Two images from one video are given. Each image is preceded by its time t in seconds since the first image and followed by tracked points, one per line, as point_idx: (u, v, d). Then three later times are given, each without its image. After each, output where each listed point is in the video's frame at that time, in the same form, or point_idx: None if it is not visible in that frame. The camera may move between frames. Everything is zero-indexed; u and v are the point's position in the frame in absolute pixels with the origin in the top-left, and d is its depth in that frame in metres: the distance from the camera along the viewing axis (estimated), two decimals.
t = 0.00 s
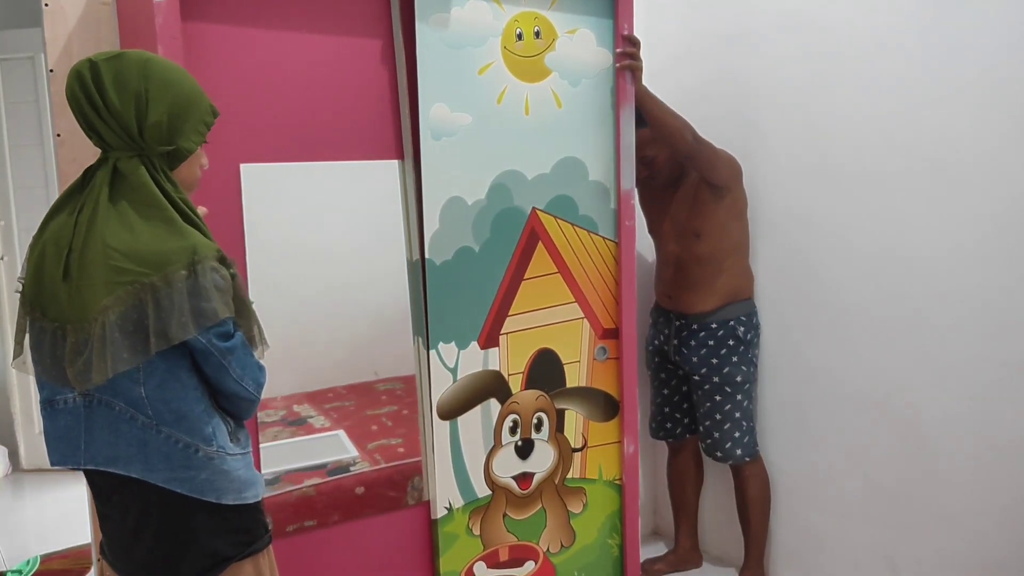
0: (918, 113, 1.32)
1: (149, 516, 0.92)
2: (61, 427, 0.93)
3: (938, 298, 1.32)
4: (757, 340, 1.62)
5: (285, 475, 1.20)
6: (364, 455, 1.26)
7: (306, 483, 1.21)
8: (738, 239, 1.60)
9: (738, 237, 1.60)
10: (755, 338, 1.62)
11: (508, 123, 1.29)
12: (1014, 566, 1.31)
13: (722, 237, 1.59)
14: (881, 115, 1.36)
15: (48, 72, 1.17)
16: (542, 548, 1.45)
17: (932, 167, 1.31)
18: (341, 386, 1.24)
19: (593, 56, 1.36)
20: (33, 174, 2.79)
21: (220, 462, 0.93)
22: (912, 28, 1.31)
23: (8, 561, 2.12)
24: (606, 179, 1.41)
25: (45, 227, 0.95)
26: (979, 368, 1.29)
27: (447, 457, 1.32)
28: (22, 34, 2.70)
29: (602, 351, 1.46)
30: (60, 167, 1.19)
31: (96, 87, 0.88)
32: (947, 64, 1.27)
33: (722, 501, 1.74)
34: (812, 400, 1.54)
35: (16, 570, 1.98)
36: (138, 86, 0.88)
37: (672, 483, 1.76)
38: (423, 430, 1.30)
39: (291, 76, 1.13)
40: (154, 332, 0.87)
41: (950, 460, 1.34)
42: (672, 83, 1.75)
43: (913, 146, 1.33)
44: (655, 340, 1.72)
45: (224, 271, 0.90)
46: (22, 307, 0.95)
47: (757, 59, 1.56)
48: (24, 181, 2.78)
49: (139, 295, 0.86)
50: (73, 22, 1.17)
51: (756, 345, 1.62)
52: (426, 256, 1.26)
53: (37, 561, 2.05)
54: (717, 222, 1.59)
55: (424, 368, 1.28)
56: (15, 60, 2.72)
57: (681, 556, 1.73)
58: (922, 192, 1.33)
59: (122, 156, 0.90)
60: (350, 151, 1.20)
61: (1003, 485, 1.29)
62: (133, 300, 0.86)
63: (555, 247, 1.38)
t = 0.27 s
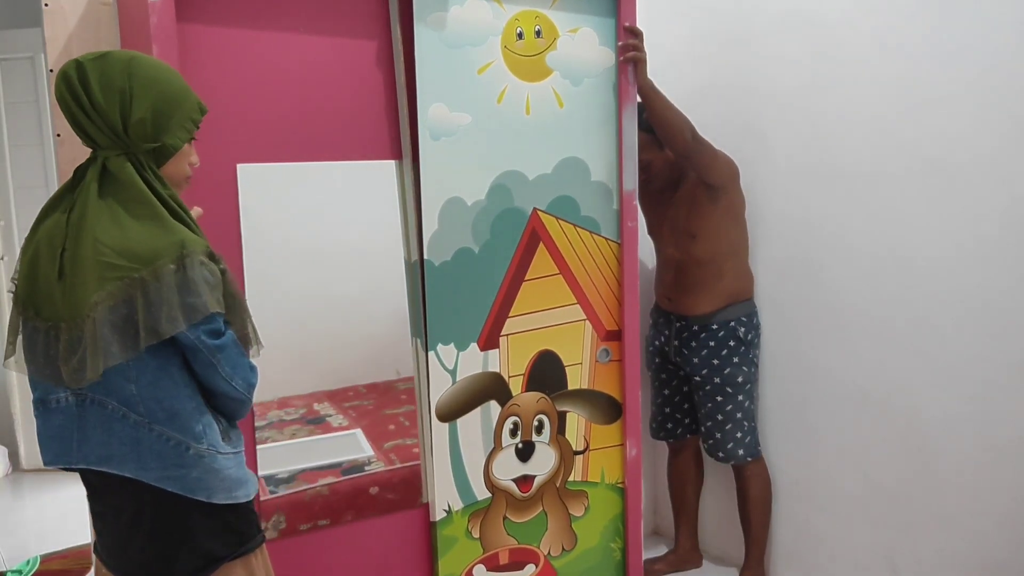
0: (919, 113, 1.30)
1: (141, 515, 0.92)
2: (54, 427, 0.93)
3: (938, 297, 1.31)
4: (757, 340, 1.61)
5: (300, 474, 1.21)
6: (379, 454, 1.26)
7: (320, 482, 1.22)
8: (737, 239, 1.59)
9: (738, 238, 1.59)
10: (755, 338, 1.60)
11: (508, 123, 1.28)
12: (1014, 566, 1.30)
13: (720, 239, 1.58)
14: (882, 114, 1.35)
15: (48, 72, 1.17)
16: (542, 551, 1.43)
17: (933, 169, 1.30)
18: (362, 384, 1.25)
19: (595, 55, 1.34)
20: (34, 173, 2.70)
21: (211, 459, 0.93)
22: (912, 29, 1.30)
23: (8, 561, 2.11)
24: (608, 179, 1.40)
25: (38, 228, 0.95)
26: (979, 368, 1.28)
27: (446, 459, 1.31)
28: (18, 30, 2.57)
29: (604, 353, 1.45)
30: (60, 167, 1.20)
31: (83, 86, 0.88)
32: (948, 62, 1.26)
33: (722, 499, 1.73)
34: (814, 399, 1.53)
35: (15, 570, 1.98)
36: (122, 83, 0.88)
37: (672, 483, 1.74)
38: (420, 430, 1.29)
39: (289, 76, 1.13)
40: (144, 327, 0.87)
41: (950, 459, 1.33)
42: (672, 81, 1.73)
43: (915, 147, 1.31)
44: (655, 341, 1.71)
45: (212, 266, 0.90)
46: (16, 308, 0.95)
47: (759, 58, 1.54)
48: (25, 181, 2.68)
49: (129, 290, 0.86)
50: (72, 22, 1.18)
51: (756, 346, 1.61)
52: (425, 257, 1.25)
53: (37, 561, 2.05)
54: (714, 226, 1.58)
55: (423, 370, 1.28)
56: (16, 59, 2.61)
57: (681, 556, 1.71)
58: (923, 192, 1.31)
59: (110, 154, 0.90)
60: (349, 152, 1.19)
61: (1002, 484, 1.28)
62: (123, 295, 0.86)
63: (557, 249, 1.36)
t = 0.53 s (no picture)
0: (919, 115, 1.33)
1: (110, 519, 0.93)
2: (23, 423, 0.92)
3: (938, 301, 1.34)
4: (756, 340, 1.62)
5: (307, 473, 1.21)
6: (386, 454, 1.27)
7: (327, 481, 1.23)
8: (736, 240, 1.59)
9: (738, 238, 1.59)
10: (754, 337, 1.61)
11: (507, 124, 1.28)
12: (1013, 566, 1.33)
13: (717, 240, 1.58)
14: (882, 118, 1.37)
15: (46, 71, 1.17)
16: (542, 553, 1.43)
17: (933, 169, 1.32)
18: (371, 384, 1.25)
19: (596, 55, 1.34)
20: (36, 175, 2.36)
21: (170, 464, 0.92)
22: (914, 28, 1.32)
23: None
24: (609, 180, 1.39)
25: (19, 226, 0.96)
26: (979, 368, 1.31)
27: (445, 460, 1.30)
28: None
29: (605, 354, 1.44)
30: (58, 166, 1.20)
31: (60, 86, 0.89)
32: (945, 70, 1.29)
33: (721, 499, 1.74)
34: (814, 398, 1.55)
35: None
36: (99, 83, 0.89)
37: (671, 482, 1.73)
38: (421, 435, 1.29)
39: (289, 76, 1.13)
40: (106, 325, 0.86)
41: (950, 459, 1.37)
42: (672, 80, 1.72)
43: (915, 147, 1.34)
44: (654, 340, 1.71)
45: (180, 267, 0.90)
46: None
47: (759, 57, 1.54)
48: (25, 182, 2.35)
49: (94, 288, 0.86)
50: (72, 22, 1.18)
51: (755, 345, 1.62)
52: (424, 257, 1.24)
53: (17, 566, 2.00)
54: (710, 227, 1.58)
55: (422, 371, 1.27)
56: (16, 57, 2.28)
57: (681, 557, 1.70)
58: (922, 192, 1.34)
59: (89, 154, 0.91)
60: (349, 152, 1.19)
61: (1000, 485, 1.32)
62: (88, 293, 0.86)
63: (557, 248, 1.36)
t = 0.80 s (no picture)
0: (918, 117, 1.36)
1: (58, 516, 0.94)
2: None
3: (939, 304, 1.37)
4: (757, 340, 1.67)
5: (317, 472, 1.21)
6: (397, 454, 1.27)
7: (337, 480, 1.23)
8: (736, 242, 1.65)
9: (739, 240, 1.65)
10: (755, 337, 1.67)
11: (507, 124, 1.27)
12: (1012, 567, 1.36)
13: (717, 241, 1.63)
14: (882, 122, 1.41)
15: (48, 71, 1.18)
16: (543, 555, 1.42)
17: (933, 171, 1.35)
18: (386, 383, 1.26)
19: (597, 55, 1.33)
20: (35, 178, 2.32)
21: (112, 473, 0.91)
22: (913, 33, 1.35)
23: None
24: (610, 179, 1.38)
25: None
26: (979, 370, 1.34)
27: (444, 462, 1.30)
28: None
29: (606, 355, 1.43)
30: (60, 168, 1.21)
31: (24, 91, 0.91)
32: (944, 75, 1.32)
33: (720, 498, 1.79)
34: (811, 403, 1.60)
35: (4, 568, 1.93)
36: (61, 89, 0.91)
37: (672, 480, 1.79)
38: (419, 433, 1.28)
39: (287, 76, 1.13)
40: (59, 329, 0.86)
41: (950, 460, 1.39)
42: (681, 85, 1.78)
43: (913, 148, 1.37)
44: (655, 341, 1.76)
45: (137, 274, 0.89)
46: None
47: (765, 63, 1.60)
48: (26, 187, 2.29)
49: (49, 291, 0.86)
50: (72, 20, 1.18)
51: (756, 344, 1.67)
52: (422, 258, 1.24)
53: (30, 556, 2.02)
54: (710, 229, 1.64)
55: (421, 372, 1.27)
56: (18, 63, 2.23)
57: (681, 556, 1.75)
58: (921, 193, 1.37)
59: (58, 159, 0.93)
60: (349, 152, 1.19)
61: (1000, 486, 1.34)
62: (43, 295, 0.86)
63: (558, 249, 1.35)
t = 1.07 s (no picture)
0: (917, 118, 1.38)
1: (32, 517, 0.98)
2: None
3: (940, 306, 1.39)
4: (757, 341, 1.70)
5: (332, 471, 1.22)
6: (412, 454, 1.28)
7: (352, 480, 1.23)
8: (735, 245, 1.68)
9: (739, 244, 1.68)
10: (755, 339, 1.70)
11: (507, 125, 1.26)
12: (1013, 567, 1.37)
13: (715, 245, 1.67)
14: (882, 124, 1.43)
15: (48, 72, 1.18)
16: (543, 558, 1.40)
17: (932, 170, 1.37)
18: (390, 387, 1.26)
19: (598, 54, 1.32)
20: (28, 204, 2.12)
21: (77, 474, 0.95)
22: (913, 35, 1.38)
23: None
24: (612, 179, 1.37)
25: None
26: (980, 371, 1.35)
27: (443, 464, 1.29)
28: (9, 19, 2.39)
29: (608, 357, 1.41)
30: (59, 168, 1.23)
31: None
32: (945, 78, 1.34)
33: (720, 499, 1.84)
34: (811, 404, 1.62)
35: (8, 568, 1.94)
36: (18, 95, 0.92)
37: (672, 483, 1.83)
38: (418, 433, 1.27)
39: (284, 76, 1.13)
40: (13, 329, 0.89)
41: (951, 460, 1.41)
42: (689, 89, 1.81)
43: (911, 148, 1.40)
44: (657, 342, 1.80)
45: (93, 274, 0.91)
46: None
47: (769, 66, 1.62)
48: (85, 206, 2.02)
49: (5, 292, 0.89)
50: (72, 21, 1.18)
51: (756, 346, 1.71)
52: (420, 258, 1.23)
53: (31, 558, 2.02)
54: (707, 234, 1.67)
55: (419, 373, 1.26)
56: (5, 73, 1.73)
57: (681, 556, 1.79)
58: (923, 193, 1.39)
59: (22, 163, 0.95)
60: (347, 152, 1.18)
61: (1001, 487, 1.36)
62: None
63: (559, 250, 1.34)
